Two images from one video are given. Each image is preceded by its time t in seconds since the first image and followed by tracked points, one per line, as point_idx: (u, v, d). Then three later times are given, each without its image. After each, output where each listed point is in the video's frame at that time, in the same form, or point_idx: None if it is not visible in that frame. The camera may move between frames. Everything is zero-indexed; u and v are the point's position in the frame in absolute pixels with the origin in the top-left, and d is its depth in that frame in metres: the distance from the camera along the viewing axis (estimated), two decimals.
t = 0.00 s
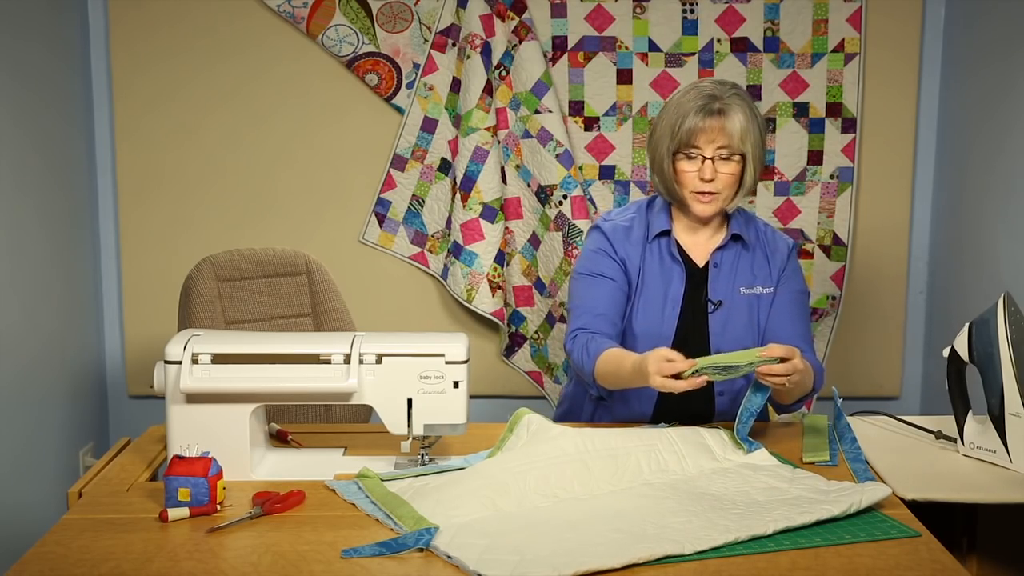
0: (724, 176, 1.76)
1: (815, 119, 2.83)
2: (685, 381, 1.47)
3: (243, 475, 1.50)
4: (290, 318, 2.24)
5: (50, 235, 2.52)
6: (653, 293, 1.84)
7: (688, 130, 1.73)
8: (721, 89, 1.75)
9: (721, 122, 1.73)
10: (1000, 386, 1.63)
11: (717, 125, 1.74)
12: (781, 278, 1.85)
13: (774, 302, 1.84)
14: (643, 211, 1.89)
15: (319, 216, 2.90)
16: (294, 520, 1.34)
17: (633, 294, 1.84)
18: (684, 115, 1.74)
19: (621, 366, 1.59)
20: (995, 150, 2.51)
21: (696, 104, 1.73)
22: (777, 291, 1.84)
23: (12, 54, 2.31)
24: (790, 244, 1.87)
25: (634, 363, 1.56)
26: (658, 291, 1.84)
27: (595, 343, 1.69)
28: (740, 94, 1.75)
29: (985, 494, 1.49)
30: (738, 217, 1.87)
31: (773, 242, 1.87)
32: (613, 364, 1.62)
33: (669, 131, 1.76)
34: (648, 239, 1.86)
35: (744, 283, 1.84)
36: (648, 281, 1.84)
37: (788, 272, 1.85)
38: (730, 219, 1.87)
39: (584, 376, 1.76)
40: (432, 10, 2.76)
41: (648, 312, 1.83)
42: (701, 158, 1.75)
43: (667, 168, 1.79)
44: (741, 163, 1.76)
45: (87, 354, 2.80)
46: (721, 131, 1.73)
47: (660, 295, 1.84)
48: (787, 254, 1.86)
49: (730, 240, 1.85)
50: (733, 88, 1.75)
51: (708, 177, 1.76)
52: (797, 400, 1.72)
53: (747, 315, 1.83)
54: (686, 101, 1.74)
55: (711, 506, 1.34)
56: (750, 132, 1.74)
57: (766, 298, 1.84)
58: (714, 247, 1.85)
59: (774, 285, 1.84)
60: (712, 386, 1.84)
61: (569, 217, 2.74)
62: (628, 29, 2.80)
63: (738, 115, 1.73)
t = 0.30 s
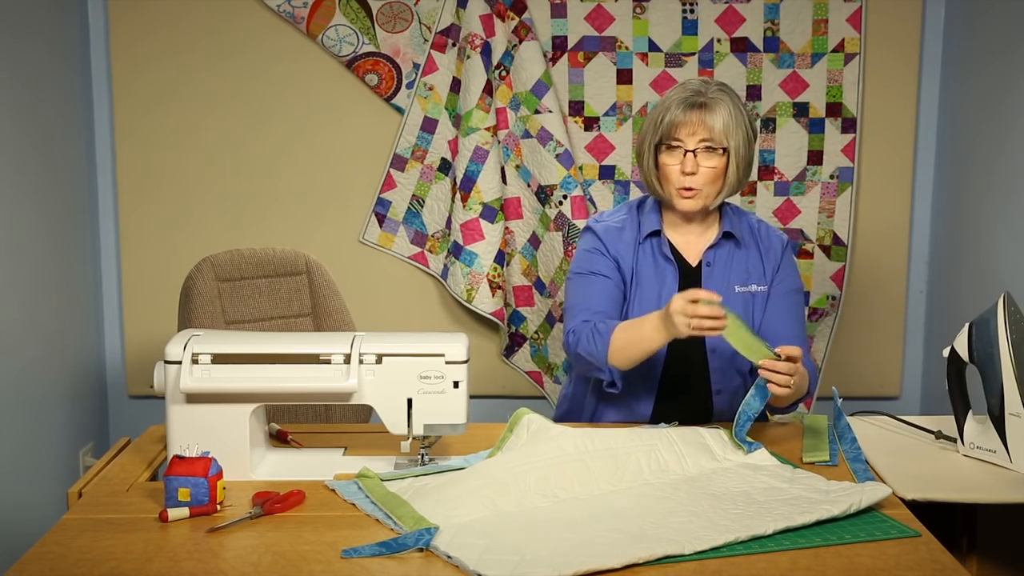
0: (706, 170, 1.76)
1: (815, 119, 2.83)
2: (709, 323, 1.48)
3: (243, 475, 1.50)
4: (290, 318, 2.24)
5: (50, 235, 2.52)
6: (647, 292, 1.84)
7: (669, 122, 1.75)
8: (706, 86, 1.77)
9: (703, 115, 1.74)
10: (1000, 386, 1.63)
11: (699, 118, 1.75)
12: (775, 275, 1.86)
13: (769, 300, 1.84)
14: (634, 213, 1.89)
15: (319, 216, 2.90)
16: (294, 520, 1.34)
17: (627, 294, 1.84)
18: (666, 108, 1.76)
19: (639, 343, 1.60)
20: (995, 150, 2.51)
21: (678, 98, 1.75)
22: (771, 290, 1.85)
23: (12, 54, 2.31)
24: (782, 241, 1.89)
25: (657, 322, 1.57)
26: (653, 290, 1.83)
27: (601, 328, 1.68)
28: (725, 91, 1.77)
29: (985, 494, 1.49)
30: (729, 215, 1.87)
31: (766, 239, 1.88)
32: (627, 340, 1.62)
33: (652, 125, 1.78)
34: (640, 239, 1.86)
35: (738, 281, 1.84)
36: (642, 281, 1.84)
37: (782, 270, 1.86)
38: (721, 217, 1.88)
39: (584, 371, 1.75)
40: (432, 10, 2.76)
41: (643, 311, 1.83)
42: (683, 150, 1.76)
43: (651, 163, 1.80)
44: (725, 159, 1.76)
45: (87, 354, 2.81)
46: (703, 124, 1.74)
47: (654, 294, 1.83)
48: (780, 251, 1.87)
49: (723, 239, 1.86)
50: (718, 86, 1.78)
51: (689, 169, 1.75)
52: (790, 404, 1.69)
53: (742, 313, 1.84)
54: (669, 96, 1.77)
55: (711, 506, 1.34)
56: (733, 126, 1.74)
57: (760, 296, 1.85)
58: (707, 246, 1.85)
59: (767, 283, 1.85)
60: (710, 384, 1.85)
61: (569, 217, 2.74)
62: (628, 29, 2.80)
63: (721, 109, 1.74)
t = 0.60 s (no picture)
0: (701, 179, 1.76)
1: (815, 119, 2.83)
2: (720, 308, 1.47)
3: (243, 475, 1.50)
4: (290, 318, 2.24)
5: (50, 235, 2.52)
6: (650, 287, 1.84)
7: (664, 131, 1.75)
8: (701, 94, 1.76)
9: (698, 124, 1.74)
10: (1000, 386, 1.63)
11: (695, 127, 1.75)
12: (776, 275, 1.86)
13: (771, 300, 1.85)
14: (637, 209, 1.89)
15: (319, 216, 2.90)
16: (294, 520, 1.34)
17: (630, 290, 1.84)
18: (661, 116, 1.75)
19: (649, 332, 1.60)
20: (995, 150, 2.51)
21: (673, 107, 1.75)
22: (772, 290, 1.85)
23: (12, 54, 2.31)
24: (783, 241, 1.89)
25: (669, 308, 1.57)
26: (655, 288, 1.84)
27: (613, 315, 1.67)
28: (720, 98, 1.76)
29: (985, 494, 1.49)
30: (729, 216, 1.87)
31: (768, 239, 1.88)
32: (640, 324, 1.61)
33: (647, 133, 1.78)
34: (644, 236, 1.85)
35: (739, 281, 1.85)
36: (645, 277, 1.84)
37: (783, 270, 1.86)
38: (721, 218, 1.87)
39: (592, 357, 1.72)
40: (432, 10, 2.76)
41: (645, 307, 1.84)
42: (678, 159, 1.76)
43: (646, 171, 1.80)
44: (720, 167, 1.76)
45: (87, 354, 2.81)
46: (698, 133, 1.74)
47: (657, 291, 1.84)
48: (782, 251, 1.87)
49: (723, 239, 1.86)
50: (713, 93, 1.77)
51: (684, 179, 1.76)
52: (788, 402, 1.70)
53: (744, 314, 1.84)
54: (664, 104, 1.76)
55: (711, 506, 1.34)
56: (728, 135, 1.74)
57: (761, 296, 1.85)
58: (706, 247, 1.86)
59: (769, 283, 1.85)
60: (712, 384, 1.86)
61: (569, 217, 2.74)
62: (628, 29, 2.80)
63: (716, 118, 1.73)
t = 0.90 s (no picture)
0: (707, 182, 1.76)
1: (815, 119, 2.83)
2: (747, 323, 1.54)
3: (243, 475, 1.50)
4: (290, 318, 2.24)
5: (50, 235, 2.52)
6: (646, 290, 1.84)
7: (670, 135, 1.74)
8: (704, 94, 1.75)
9: (704, 127, 1.73)
10: (1000, 386, 1.63)
11: (700, 129, 1.74)
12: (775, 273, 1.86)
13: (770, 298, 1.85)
14: (633, 211, 1.89)
15: (319, 216, 2.90)
16: (294, 520, 1.34)
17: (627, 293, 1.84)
18: (667, 119, 1.74)
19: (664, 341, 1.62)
20: (995, 150, 2.51)
21: (679, 109, 1.73)
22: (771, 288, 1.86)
23: (12, 54, 2.31)
24: (781, 238, 1.89)
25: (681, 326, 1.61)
26: (653, 289, 1.84)
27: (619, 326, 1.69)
28: (724, 98, 1.75)
29: (985, 495, 1.49)
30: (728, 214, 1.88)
31: (766, 237, 1.88)
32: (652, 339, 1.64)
33: (652, 135, 1.77)
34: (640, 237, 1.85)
35: (738, 279, 1.85)
36: (642, 278, 1.84)
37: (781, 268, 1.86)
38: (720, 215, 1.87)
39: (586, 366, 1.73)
40: (432, 10, 2.76)
41: (642, 308, 1.84)
42: (684, 163, 1.75)
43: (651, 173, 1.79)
44: (725, 169, 1.76)
45: (87, 354, 2.81)
46: (704, 136, 1.74)
47: (654, 292, 1.84)
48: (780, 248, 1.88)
49: (721, 237, 1.86)
50: (716, 93, 1.76)
51: (690, 183, 1.76)
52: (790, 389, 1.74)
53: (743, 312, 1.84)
54: (668, 106, 1.75)
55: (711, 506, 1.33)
56: (733, 137, 1.74)
57: (761, 294, 1.85)
58: (705, 245, 1.86)
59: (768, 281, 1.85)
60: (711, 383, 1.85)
61: (569, 217, 2.74)
62: (628, 29, 2.80)
63: (721, 120, 1.73)
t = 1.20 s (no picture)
0: (723, 185, 1.76)
1: (815, 119, 2.83)
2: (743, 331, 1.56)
3: (243, 475, 1.50)
4: (290, 318, 2.24)
5: (50, 234, 2.52)
6: (644, 290, 1.84)
7: (688, 145, 1.71)
8: (711, 97, 1.73)
9: (720, 134, 1.71)
10: (1000, 386, 1.63)
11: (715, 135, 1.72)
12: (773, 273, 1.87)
13: (769, 297, 1.86)
14: (631, 211, 1.89)
15: (319, 215, 2.90)
16: (294, 520, 1.34)
17: (624, 293, 1.84)
18: (683, 129, 1.71)
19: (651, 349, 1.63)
20: (995, 150, 2.51)
21: (694, 118, 1.70)
22: (770, 288, 1.86)
23: (12, 54, 2.32)
24: (780, 238, 1.89)
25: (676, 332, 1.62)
26: (650, 289, 1.84)
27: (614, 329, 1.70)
28: (729, 100, 1.73)
29: (985, 495, 1.49)
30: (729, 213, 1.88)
31: (765, 237, 1.88)
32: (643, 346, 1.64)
33: (668, 146, 1.73)
34: (638, 238, 1.85)
35: (737, 279, 1.85)
36: (640, 278, 1.84)
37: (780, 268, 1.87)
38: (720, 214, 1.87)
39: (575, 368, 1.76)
40: (432, 10, 2.76)
41: (639, 308, 1.83)
42: (701, 170, 1.74)
43: (666, 182, 1.77)
44: (737, 169, 1.76)
45: (87, 354, 2.80)
46: (720, 142, 1.72)
47: (652, 292, 1.84)
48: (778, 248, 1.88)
49: (720, 236, 1.86)
50: (721, 95, 1.74)
51: (710, 189, 1.75)
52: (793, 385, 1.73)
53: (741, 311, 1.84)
54: (682, 115, 1.71)
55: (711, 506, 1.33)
56: (744, 138, 1.73)
57: (760, 294, 1.85)
58: (705, 245, 1.85)
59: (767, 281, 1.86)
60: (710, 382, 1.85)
61: (569, 217, 2.74)
62: (628, 29, 2.80)
63: (734, 124, 1.71)
